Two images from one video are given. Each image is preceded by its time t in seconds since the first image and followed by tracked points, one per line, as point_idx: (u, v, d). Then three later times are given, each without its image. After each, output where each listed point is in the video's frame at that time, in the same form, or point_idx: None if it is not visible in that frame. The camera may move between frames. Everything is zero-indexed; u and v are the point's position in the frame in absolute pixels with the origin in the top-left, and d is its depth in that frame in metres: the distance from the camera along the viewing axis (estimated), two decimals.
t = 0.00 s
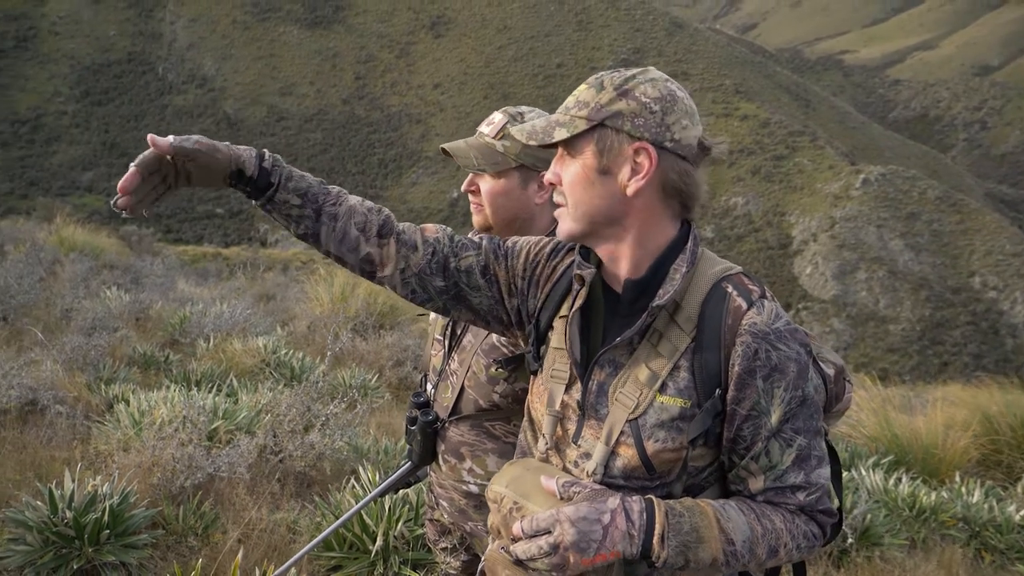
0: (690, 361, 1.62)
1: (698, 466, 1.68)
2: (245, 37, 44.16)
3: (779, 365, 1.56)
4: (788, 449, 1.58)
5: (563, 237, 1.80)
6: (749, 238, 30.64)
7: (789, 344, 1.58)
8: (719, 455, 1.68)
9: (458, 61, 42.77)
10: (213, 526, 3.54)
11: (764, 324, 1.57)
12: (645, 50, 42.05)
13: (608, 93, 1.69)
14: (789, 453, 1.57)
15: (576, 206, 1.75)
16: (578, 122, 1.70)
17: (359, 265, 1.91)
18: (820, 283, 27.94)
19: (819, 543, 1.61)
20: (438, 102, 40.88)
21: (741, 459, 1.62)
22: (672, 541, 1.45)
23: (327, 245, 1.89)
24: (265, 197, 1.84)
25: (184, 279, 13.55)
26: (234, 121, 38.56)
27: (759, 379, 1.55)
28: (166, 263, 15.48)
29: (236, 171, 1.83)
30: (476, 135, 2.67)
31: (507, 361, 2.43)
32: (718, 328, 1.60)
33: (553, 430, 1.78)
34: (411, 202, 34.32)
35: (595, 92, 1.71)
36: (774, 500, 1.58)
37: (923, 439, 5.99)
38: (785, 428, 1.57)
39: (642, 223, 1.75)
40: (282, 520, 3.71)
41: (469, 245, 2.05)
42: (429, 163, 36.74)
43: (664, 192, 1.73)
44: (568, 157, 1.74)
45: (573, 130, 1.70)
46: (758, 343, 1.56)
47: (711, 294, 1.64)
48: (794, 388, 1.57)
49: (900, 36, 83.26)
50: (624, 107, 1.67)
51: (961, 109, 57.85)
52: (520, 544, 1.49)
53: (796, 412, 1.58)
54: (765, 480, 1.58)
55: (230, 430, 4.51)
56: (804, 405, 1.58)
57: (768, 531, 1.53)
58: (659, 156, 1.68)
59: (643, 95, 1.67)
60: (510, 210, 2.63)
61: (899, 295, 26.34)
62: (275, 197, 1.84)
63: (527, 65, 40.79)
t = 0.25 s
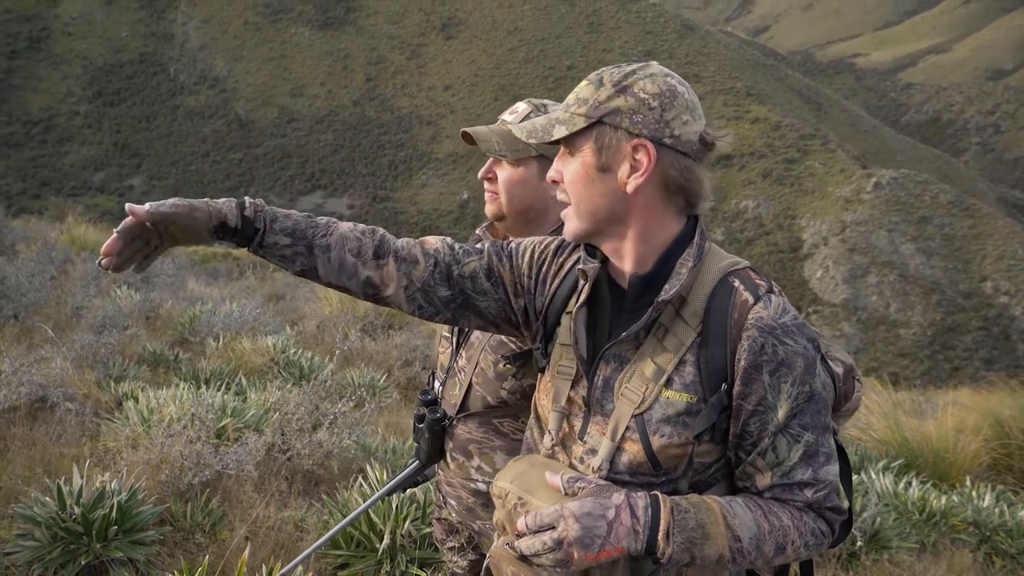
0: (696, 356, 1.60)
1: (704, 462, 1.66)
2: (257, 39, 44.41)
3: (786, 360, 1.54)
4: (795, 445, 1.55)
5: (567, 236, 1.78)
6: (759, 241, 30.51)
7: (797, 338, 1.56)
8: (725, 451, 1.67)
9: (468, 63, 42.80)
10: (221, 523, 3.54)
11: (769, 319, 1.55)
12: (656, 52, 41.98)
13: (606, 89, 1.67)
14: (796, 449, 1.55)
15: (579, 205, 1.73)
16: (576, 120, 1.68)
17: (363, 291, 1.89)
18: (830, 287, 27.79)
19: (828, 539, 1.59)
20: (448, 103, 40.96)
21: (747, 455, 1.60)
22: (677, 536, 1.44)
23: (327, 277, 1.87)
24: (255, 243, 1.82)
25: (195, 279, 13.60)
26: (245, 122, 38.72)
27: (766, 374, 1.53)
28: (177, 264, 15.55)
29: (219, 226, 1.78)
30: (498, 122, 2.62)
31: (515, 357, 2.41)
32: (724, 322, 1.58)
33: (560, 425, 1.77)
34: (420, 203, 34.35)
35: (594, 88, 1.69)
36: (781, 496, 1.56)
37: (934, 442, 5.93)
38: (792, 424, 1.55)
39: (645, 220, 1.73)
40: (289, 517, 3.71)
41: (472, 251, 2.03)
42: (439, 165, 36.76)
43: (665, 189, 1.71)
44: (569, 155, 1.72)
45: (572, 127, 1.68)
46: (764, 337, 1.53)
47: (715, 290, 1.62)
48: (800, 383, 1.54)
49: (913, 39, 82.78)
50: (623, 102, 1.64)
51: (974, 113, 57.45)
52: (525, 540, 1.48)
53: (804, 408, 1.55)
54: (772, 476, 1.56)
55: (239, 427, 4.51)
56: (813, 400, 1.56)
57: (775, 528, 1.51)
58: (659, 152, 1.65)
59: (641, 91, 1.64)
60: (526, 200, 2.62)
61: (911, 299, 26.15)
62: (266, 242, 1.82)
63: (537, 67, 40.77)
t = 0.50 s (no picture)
0: (691, 352, 1.57)
1: (700, 460, 1.63)
2: (260, 38, 44.51)
3: (782, 355, 1.50)
4: (792, 441, 1.51)
5: (560, 231, 1.75)
6: (760, 242, 30.46)
7: (794, 332, 1.52)
8: (721, 449, 1.64)
9: (470, 63, 42.84)
10: (219, 522, 3.51)
11: (766, 313, 1.52)
12: (658, 54, 41.99)
13: (599, 82, 1.65)
14: (793, 446, 1.51)
15: (572, 199, 1.71)
16: (569, 113, 1.66)
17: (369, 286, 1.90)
18: (830, 289, 27.73)
19: (827, 536, 1.55)
20: (450, 104, 41.00)
21: (745, 452, 1.57)
22: (673, 535, 1.41)
23: (342, 267, 1.87)
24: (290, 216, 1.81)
25: (196, 277, 13.60)
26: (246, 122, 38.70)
27: (762, 369, 1.50)
28: (178, 262, 15.55)
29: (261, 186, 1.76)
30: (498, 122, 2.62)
31: (516, 355, 2.40)
32: (720, 319, 1.55)
33: (555, 426, 1.75)
34: (422, 203, 34.37)
35: (587, 81, 1.66)
36: (779, 494, 1.53)
37: (935, 444, 5.91)
38: (790, 419, 1.51)
39: (640, 214, 1.69)
40: (289, 515, 3.69)
41: (465, 250, 2.02)
42: (440, 165, 36.75)
43: (658, 182, 1.68)
44: (561, 150, 1.70)
45: (564, 120, 1.66)
46: (760, 332, 1.50)
47: (711, 284, 1.60)
48: (797, 377, 1.51)
49: (915, 42, 82.71)
50: (616, 95, 1.62)
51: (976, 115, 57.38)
52: (521, 540, 1.46)
53: (801, 404, 1.51)
54: (771, 472, 1.53)
55: (237, 426, 4.49)
56: (810, 395, 1.52)
57: (774, 525, 1.48)
58: (653, 144, 1.62)
59: (635, 83, 1.62)
60: (530, 198, 2.61)
61: (911, 302, 26.14)
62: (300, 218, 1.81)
63: (539, 68, 40.78)
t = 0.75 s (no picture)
0: (693, 353, 1.57)
1: (702, 463, 1.63)
2: (262, 40, 44.56)
3: (784, 359, 1.50)
4: (795, 445, 1.51)
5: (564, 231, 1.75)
6: (760, 249, 30.49)
7: (797, 336, 1.52)
8: (724, 451, 1.63)
9: (471, 67, 42.93)
10: (218, 522, 3.51)
11: (769, 316, 1.51)
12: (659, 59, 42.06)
13: (604, 81, 1.65)
14: (795, 451, 1.51)
15: (575, 199, 1.71)
16: (573, 112, 1.66)
17: (368, 263, 1.88)
18: (830, 295, 27.61)
19: (829, 542, 1.55)
20: (451, 108, 41.04)
21: (747, 455, 1.57)
22: (672, 537, 1.41)
23: (336, 238, 1.85)
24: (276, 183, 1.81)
25: (196, 278, 13.57)
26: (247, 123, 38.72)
27: (765, 373, 1.49)
28: (177, 262, 15.51)
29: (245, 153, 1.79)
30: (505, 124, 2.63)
31: (518, 356, 2.39)
32: (721, 322, 1.55)
33: (557, 424, 1.74)
34: (422, 206, 34.40)
35: (592, 80, 1.66)
36: (781, 498, 1.52)
37: (935, 451, 5.89)
38: (793, 423, 1.50)
39: (642, 215, 1.70)
40: (288, 516, 3.69)
41: (471, 241, 2.01)
42: (441, 168, 36.77)
43: (662, 183, 1.68)
44: (564, 148, 1.70)
45: (568, 120, 1.66)
46: (763, 335, 1.50)
47: (714, 287, 1.59)
48: (800, 381, 1.50)
49: (916, 49, 82.85)
50: (620, 96, 1.62)
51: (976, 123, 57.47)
52: (520, 539, 1.46)
53: (804, 408, 1.50)
54: (772, 476, 1.52)
55: (237, 426, 4.48)
56: (812, 399, 1.52)
57: (775, 530, 1.47)
58: (657, 144, 1.62)
59: (640, 82, 1.61)
60: (535, 199, 2.61)
61: (910, 309, 26.14)
62: (288, 184, 1.81)
63: (540, 73, 40.86)
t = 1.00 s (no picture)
0: (714, 353, 1.54)
1: (722, 464, 1.60)
2: (265, 42, 44.62)
3: (806, 358, 1.47)
4: (817, 446, 1.48)
5: (582, 230, 1.73)
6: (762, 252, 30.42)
7: (819, 335, 1.49)
8: (744, 452, 1.60)
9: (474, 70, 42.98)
10: (223, 523, 3.48)
11: (792, 316, 1.48)
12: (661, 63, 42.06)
13: (626, 77, 1.62)
14: (817, 451, 1.48)
15: (593, 196, 1.69)
16: (594, 108, 1.64)
17: (379, 290, 1.87)
18: (832, 299, 27.34)
19: (851, 545, 1.52)
20: (453, 110, 41.05)
21: (766, 456, 1.54)
22: (692, 540, 1.38)
23: (344, 276, 1.85)
24: (271, 241, 1.81)
25: (198, 280, 13.58)
26: (250, 125, 38.74)
27: (786, 372, 1.47)
28: (179, 263, 15.48)
29: (235, 220, 1.78)
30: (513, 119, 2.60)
31: (526, 356, 2.36)
32: (743, 321, 1.52)
33: (574, 425, 1.72)
34: (424, 209, 34.40)
35: (613, 76, 1.64)
36: (802, 500, 1.49)
37: (940, 455, 5.85)
38: (814, 424, 1.48)
39: (662, 213, 1.67)
40: (293, 518, 3.66)
41: (485, 248, 1.98)
42: (443, 171, 36.77)
43: (682, 181, 1.66)
44: (583, 146, 1.68)
45: (588, 115, 1.64)
46: (786, 334, 1.47)
47: (734, 285, 1.57)
48: (823, 381, 1.48)
49: (918, 54, 82.81)
50: (643, 90, 1.59)
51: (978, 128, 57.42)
52: (535, 541, 1.43)
53: (826, 408, 1.48)
54: (794, 479, 1.49)
55: (241, 427, 4.45)
56: (834, 400, 1.49)
57: (796, 532, 1.45)
58: (678, 142, 1.60)
59: (663, 77, 1.59)
60: (542, 198, 2.57)
61: (912, 313, 26.00)
62: (283, 239, 1.81)
63: (543, 76, 40.86)
